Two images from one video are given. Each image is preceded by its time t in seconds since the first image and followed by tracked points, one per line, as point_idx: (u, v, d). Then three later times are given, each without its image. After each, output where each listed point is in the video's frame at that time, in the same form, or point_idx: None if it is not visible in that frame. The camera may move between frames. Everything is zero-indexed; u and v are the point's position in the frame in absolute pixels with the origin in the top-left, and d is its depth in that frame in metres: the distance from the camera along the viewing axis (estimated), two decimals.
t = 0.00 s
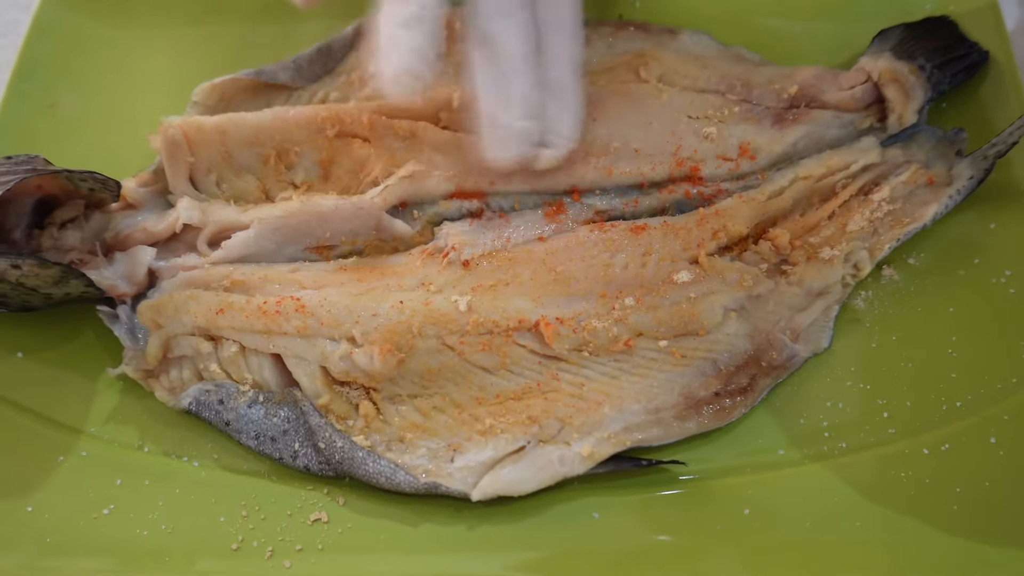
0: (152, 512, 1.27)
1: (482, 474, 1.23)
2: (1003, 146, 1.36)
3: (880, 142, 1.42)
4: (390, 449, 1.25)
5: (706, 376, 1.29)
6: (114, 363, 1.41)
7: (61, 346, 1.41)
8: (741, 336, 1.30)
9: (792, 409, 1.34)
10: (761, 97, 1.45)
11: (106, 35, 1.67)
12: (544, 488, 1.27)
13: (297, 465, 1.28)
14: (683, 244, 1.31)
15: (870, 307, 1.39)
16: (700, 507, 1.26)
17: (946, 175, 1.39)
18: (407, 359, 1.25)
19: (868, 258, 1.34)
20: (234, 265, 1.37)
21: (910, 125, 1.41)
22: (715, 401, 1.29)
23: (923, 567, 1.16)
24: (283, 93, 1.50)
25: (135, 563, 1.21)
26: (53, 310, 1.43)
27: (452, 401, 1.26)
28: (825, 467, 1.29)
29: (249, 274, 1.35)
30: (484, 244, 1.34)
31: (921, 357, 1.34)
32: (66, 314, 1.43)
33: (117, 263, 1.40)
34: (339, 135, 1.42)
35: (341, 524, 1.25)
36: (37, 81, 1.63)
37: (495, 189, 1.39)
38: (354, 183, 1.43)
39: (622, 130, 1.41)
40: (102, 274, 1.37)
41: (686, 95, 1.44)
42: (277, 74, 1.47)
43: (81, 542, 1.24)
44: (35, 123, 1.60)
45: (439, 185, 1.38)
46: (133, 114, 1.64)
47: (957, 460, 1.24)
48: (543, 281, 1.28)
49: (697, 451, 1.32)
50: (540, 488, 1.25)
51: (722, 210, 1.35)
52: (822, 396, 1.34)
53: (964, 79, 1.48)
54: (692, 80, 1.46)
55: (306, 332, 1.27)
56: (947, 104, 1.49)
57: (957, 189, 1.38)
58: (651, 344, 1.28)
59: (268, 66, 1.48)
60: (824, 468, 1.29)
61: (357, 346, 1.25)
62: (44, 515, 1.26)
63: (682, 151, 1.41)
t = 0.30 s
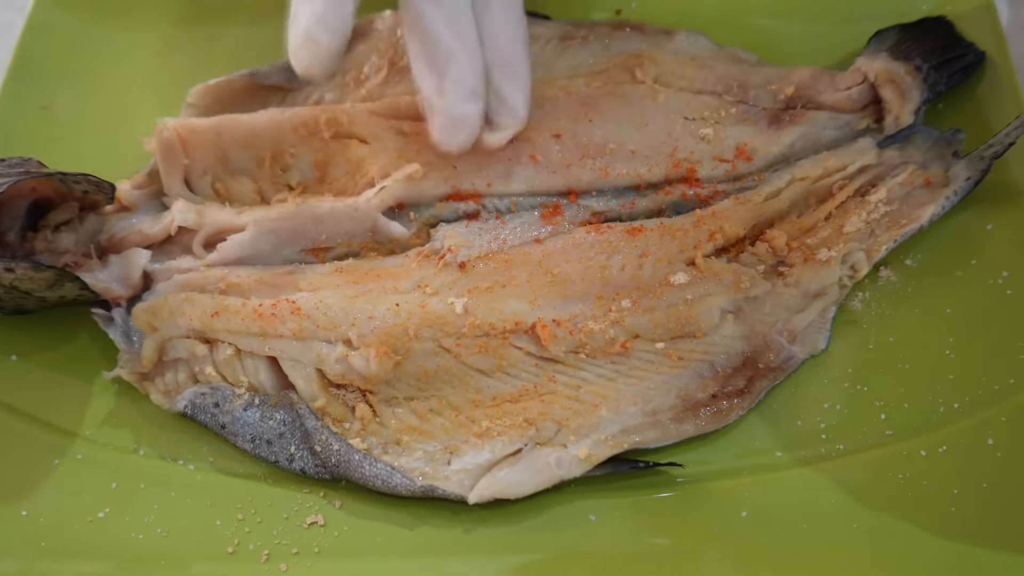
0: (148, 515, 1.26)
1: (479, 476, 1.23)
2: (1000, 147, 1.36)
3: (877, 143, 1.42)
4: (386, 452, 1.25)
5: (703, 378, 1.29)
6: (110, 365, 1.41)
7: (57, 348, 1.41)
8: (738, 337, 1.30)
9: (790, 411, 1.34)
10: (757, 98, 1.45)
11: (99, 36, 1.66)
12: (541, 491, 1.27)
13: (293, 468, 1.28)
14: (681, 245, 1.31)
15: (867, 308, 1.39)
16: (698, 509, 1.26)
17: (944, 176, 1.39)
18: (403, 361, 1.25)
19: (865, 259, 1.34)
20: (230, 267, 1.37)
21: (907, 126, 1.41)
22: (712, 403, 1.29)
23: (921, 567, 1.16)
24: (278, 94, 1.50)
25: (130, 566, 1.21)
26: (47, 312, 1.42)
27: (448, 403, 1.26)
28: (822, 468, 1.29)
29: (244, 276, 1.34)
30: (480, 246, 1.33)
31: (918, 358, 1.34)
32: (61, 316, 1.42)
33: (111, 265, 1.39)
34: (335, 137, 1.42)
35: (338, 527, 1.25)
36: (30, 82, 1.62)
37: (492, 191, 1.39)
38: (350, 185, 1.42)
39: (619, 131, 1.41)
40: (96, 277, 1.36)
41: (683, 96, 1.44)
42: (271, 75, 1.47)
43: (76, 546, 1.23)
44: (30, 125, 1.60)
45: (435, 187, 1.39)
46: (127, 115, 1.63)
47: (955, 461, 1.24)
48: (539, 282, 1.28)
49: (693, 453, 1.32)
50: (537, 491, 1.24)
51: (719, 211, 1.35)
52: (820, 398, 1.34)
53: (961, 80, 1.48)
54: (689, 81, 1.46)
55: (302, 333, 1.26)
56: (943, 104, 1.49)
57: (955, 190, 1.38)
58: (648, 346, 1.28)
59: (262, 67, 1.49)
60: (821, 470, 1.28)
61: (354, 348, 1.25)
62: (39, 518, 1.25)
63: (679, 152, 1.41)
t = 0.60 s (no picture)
0: (150, 515, 1.26)
1: (482, 476, 1.23)
2: (1003, 146, 1.36)
3: (879, 141, 1.42)
4: (390, 452, 1.24)
5: (706, 377, 1.29)
6: (112, 365, 1.41)
7: (59, 347, 1.41)
8: (742, 336, 1.30)
9: (793, 410, 1.34)
10: (760, 96, 1.45)
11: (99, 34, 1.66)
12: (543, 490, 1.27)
13: (296, 468, 1.28)
14: (683, 244, 1.31)
15: (870, 306, 1.38)
16: (701, 508, 1.26)
17: (946, 174, 1.39)
18: (406, 361, 1.25)
19: (868, 258, 1.34)
20: (232, 266, 1.37)
21: (910, 125, 1.41)
22: (716, 402, 1.29)
23: (923, 567, 1.16)
24: (280, 93, 1.50)
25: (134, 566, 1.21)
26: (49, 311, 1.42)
27: (451, 403, 1.26)
28: (825, 467, 1.29)
29: (247, 275, 1.34)
30: (484, 245, 1.33)
31: (921, 357, 1.34)
32: (63, 315, 1.42)
33: (113, 265, 1.39)
34: (338, 136, 1.42)
35: (341, 526, 1.25)
36: (30, 80, 1.62)
37: (495, 190, 1.39)
38: (353, 184, 1.43)
39: (622, 130, 1.41)
40: (99, 276, 1.36)
41: (686, 95, 1.44)
42: (273, 74, 1.47)
43: (79, 546, 1.23)
44: (30, 124, 1.59)
45: (438, 186, 1.38)
46: (129, 115, 1.63)
47: (958, 460, 1.24)
48: (543, 281, 1.28)
49: (696, 451, 1.32)
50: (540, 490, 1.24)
51: (722, 209, 1.35)
52: (822, 397, 1.34)
53: (964, 78, 1.48)
54: (692, 80, 1.46)
55: (304, 333, 1.26)
56: (946, 102, 1.49)
57: (958, 188, 1.37)
58: (651, 345, 1.28)
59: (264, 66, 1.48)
60: (825, 469, 1.28)
61: (356, 348, 1.25)
62: (42, 518, 1.25)
63: (682, 151, 1.40)
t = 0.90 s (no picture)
0: (152, 512, 1.27)
1: (483, 474, 1.23)
2: (1002, 144, 1.36)
3: (879, 140, 1.42)
4: (390, 450, 1.25)
5: (706, 375, 1.29)
6: (113, 363, 1.41)
7: (60, 345, 1.41)
8: (741, 335, 1.31)
9: (793, 408, 1.34)
10: (760, 95, 1.46)
11: (101, 36, 1.67)
12: (544, 488, 1.27)
13: (297, 466, 1.28)
14: (683, 243, 1.32)
15: (869, 304, 1.39)
16: (701, 506, 1.26)
17: (946, 173, 1.39)
18: (407, 358, 1.26)
19: (867, 256, 1.35)
20: (233, 265, 1.38)
21: (909, 124, 1.41)
22: (716, 400, 1.29)
23: (924, 564, 1.16)
24: (282, 92, 1.50)
25: (134, 564, 1.21)
26: (50, 310, 1.43)
27: (452, 401, 1.26)
28: (825, 465, 1.29)
29: (248, 274, 1.35)
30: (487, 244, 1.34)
31: (920, 355, 1.34)
32: (64, 314, 1.43)
33: (115, 263, 1.40)
34: (338, 135, 1.43)
35: (342, 524, 1.25)
36: (31, 80, 1.63)
37: (496, 189, 1.40)
38: (354, 183, 1.43)
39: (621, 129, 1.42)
40: (101, 275, 1.37)
41: (685, 94, 1.44)
42: (274, 72, 1.48)
43: (80, 543, 1.23)
44: (30, 123, 1.60)
45: (439, 185, 1.40)
46: (129, 114, 1.63)
47: (957, 458, 1.25)
48: (542, 280, 1.29)
49: (696, 450, 1.33)
50: (540, 488, 1.25)
51: (722, 208, 1.36)
52: (822, 395, 1.34)
53: (962, 78, 1.48)
54: (691, 79, 1.46)
55: (305, 331, 1.27)
56: (944, 102, 1.50)
57: (957, 186, 1.38)
58: (651, 343, 1.29)
59: (265, 65, 1.49)
60: (824, 468, 1.28)
61: (357, 346, 1.26)
62: (43, 516, 1.26)
63: (681, 150, 1.41)
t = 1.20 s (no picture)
0: (151, 514, 1.27)
1: (480, 475, 1.24)
2: (997, 147, 1.36)
3: (875, 142, 1.43)
4: (389, 452, 1.25)
5: (703, 376, 1.30)
6: (113, 365, 1.42)
7: (60, 347, 1.42)
8: (737, 336, 1.31)
9: (789, 409, 1.35)
10: (757, 97, 1.47)
11: (101, 39, 1.68)
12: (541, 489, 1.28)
13: (296, 467, 1.29)
14: (680, 244, 1.33)
15: (866, 306, 1.39)
16: (697, 507, 1.27)
17: (941, 174, 1.40)
18: (405, 360, 1.26)
19: (863, 258, 1.35)
20: (232, 267, 1.38)
21: (905, 126, 1.42)
22: (712, 401, 1.30)
23: (919, 565, 1.17)
24: (280, 95, 1.52)
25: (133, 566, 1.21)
26: (50, 312, 1.43)
27: (450, 402, 1.27)
28: (821, 467, 1.29)
29: (247, 276, 1.35)
30: (485, 246, 1.35)
31: (916, 356, 1.35)
32: (64, 316, 1.44)
33: (114, 266, 1.40)
34: (337, 138, 1.44)
35: (340, 525, 1.26)
36: (32, 83, 1.63)
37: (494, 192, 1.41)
38: (352, 186, 1.44)
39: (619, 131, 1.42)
40: (101, 277, 1.38)
41: (683, 96, 1.45)
42: (273, 75, 1.50)
43: (80, 543, 1.24)
44: (30, 126, 1.60)
45: (437, 187, 1.40)
46: (129, 117, 1.64)
47: (952, 458, 1.25)
48: (539, 283, 1.29)
49: (693, 451, 1.33)
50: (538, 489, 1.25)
51: (719, 210, 1.36)
52: (819, 396, 1.35)
53: (958, 80, 1.49)
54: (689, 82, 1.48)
55: (304, 333, 1.28)
56: (941, 104, 1.50)
57: (953, 188, 1.38)
58: (648, 345, 1.30)
59: (263, 68, 1.51)
60: (820, 468, 1.29)
61: (355, 348, 1.27)
62: (42, 517, 1.26)
63: (679, 152, 1.42)
